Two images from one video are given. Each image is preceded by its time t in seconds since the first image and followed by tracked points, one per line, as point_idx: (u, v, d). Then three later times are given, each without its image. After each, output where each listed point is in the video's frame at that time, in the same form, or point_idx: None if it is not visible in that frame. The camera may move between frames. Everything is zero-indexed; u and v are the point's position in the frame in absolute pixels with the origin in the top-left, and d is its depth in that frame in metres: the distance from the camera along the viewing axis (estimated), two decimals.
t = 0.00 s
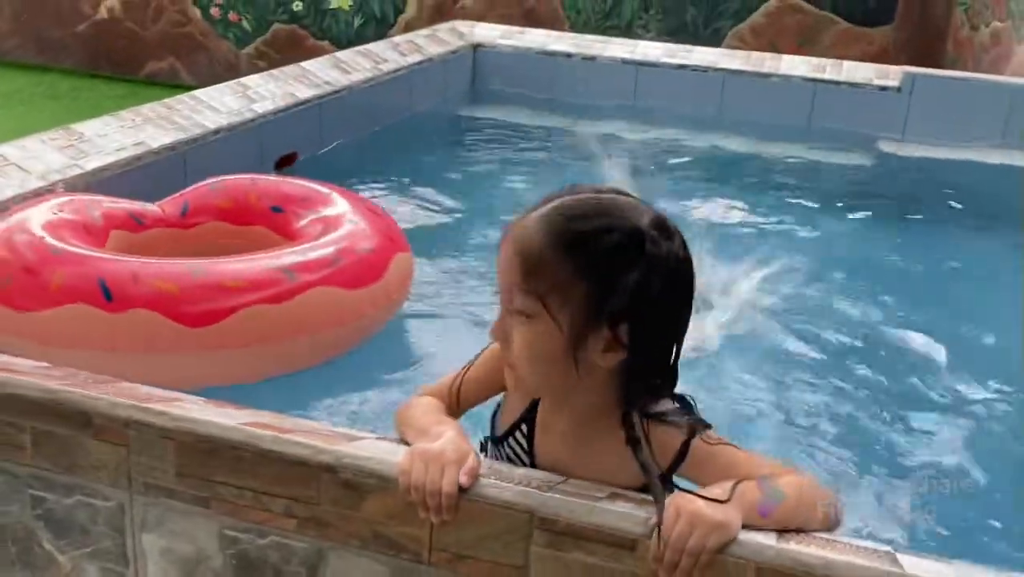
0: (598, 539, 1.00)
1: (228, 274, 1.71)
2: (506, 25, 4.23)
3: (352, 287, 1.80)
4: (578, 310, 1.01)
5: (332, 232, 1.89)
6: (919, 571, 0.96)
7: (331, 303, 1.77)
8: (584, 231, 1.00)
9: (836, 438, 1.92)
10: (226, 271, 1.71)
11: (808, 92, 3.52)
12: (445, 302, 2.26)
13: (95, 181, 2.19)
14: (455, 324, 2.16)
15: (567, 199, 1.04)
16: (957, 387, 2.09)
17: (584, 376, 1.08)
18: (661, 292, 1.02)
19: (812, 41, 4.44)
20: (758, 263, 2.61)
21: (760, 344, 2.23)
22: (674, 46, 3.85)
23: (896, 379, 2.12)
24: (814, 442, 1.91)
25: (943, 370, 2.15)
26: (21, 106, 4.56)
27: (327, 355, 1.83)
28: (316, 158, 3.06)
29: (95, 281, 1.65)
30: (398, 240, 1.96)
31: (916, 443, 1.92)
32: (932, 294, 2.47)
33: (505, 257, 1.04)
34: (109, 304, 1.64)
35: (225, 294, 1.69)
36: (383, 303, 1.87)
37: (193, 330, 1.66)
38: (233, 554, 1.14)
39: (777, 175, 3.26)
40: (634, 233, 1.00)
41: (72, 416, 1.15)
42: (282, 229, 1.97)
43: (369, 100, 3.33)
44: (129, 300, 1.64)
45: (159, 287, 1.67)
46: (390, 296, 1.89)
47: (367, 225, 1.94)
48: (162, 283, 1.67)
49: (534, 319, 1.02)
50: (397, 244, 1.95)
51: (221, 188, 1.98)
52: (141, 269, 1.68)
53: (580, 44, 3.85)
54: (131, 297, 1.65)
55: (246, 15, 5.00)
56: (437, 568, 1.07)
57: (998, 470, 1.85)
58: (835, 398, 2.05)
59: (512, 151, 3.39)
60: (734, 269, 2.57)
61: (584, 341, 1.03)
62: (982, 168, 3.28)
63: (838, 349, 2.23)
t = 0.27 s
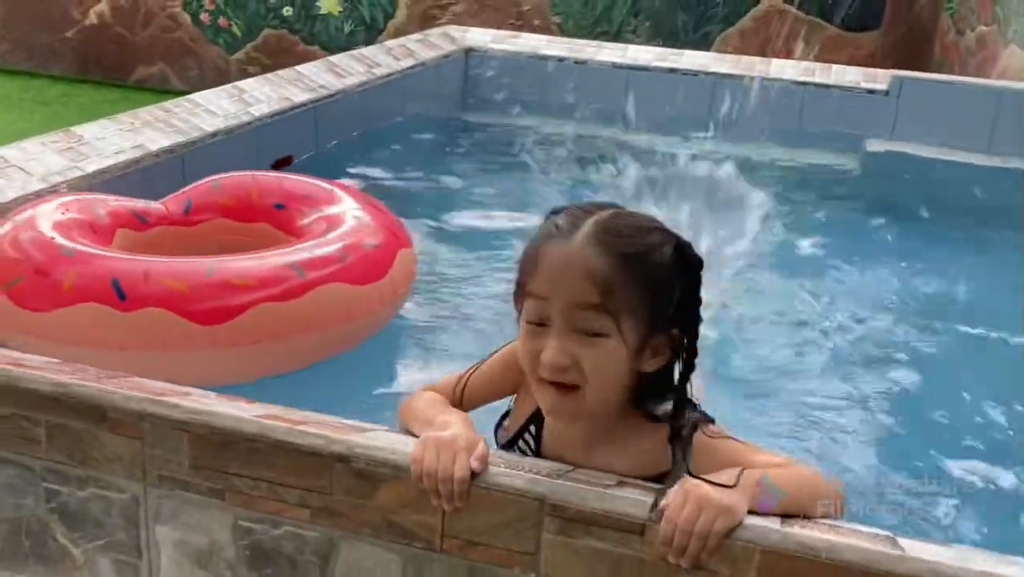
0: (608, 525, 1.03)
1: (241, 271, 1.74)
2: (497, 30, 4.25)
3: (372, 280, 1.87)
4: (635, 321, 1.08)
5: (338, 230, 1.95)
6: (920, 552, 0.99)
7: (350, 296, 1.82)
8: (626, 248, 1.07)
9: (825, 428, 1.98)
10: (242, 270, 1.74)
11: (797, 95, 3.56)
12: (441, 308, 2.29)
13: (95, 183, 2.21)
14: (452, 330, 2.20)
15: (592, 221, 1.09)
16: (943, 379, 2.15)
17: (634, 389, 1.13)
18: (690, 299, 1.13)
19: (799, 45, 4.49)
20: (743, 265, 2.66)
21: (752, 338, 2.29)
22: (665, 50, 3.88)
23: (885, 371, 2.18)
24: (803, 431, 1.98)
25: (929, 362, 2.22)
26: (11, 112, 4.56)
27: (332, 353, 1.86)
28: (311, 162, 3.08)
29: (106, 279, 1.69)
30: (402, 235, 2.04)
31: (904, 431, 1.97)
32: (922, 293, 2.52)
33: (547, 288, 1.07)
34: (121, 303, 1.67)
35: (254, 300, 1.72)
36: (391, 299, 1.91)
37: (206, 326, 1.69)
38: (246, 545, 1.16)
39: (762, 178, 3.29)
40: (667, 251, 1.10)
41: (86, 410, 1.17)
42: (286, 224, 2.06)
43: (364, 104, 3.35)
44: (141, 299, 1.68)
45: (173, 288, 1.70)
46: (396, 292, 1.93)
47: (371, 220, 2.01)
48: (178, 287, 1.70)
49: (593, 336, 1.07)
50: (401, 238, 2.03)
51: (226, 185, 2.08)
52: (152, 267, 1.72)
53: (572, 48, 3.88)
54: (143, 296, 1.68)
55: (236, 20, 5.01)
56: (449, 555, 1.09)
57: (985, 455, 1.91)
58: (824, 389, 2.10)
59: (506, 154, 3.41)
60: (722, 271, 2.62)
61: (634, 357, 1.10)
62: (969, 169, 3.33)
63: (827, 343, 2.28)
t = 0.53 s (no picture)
0: (610, 496, 1.07)
1: (255, 258, 1.83)
2: (502, 27, 4.30)
3: (384, 270, 1.94)
4: (652, 293, 1.14)
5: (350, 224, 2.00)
6: (909, 523, 1.03)
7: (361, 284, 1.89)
8: (643, 223, 1.13)
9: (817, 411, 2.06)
10: (258, 258, 1.83)
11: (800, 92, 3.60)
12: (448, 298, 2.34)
13: (110, 174, 2.26)
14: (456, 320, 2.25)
15: (607, 198, 1.15)
16: (932, 367, 2.21)
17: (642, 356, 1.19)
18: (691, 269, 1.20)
19: (802, 44, 4.53)
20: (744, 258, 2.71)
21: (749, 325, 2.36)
22: (668, 47, 3.92)
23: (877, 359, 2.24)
24: (791, 414, 2.05)
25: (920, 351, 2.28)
26: (21, 108, 4.62)
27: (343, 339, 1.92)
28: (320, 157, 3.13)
29: (127, 261, 1.77)
30: (411, 229, 2.09)
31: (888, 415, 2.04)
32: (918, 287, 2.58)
33: (571, 262, 1.11)
34: (141, 282, 1.75)
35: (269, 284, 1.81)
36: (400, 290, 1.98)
37: (223, 309, 1.77)
38: (262, 517, 1.20)
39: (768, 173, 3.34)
40: (677, 227, 1.17)
41: (108, 387, 1.22)
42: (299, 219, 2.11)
43: (371, 99, 3.40)
44: (158, 279, 1.76)
45: (190, 271, 1.78)
46: (406, 284, 2.00)
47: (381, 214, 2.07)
48: (194, 269, 1.78)
49: (614, 308, 1.12)
50: (410, 232, 2.09)
51: (241, 179, 2.12)
52: (170, 250, 1.80)
53: (576, 45, 3.92)
54: (160, 277, 1.76)
55: (243, 18, 5.06)
56: (457, 527, 1.14)
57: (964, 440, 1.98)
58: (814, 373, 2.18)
59: (511, 149, 3.46)
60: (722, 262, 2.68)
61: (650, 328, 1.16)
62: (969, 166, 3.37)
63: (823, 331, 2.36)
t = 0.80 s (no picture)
0: (605, 443, 1.13)
1: (283, 225, 1.90)
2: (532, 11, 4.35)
3: (409, 236, 2.03)
4: (654, 237, 1.24)
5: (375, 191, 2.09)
6: (891, 469, 1.07)
7: (384, 249, 1.99)
8: (644, 170, 1.24)
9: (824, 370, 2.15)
10: (289, 224, 1.90)
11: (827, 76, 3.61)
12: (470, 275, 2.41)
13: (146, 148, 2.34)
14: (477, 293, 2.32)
15: (610, 148, 1.25)
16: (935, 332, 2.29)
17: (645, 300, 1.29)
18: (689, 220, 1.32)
19: (832, 30, 4.54)
20: (752, 232, 2.76)
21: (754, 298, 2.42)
22: (696, 31, 3.95)
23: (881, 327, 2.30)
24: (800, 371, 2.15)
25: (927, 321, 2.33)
26: (63, 91, 4.74)
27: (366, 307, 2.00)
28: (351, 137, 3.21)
29: (158, 232, 1.85)
30: (433, 197, 2.19)
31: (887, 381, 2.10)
32: (933, 263, 2.61)
33: (578, 206, 1.21)
34: (170, 252, 1.83)
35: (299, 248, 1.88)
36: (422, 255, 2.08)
37: (252, 276, 1.84)
38: (281, 464, 1.28)
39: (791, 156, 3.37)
40: (674, 175, 1.28)
41: (139, 339, 1.30)
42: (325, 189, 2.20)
43: (401, 81, 3.47)
44: (187, 250, 1.83)
45: (219, 239, 1.85)
46: (426, 249, 2.09)
47: (404, 182, 2.17)
48: (223, 238, 1.85)
49: (619, 249, 1.22)
50: (433, 202, 2.18)
51: (271, 150, 2.23)
52: (199, 220, 1.88)
53: (605, 29, 3.95)
54: (189, 246, 1.84)
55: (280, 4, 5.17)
56: (462, 473, 1.20)
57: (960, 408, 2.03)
58: (815, 341, 2.25)
59: (538, 131, 3.52)
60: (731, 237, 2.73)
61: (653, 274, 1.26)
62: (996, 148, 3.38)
63: (830, 300, 2.41)
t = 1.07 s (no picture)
0: (621, 366, 1.19)
1: (329, 161, 2.05)
2: None
3: (446, 175, 2.17)
4: (668, 169, 1.34)
5: (414, 133, 2.21)
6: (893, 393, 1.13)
7: (424, 186, 2.13)
8: (653, 105, 1.32)
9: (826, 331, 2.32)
10: (332, 162, 2.04)
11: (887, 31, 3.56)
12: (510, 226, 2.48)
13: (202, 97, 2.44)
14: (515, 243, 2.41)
15: (617, 87, 1.33)
16: (932, 299, 2.45)
17: (663, 228, 1.40)
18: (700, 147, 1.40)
19: None
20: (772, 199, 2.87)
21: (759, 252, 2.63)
22: None
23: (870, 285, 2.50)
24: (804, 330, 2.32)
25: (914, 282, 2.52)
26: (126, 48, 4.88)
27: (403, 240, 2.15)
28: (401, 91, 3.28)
29: (209, 165, 1.99)
30: (469, 137, 2.31)
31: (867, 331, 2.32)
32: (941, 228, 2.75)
33: (593, 146, 1.30)
34: (221, 185, 1.98)
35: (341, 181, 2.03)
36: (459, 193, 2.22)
37: (297, 209, 2.00)
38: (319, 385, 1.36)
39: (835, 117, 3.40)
40: (681, 106, 1.36)
41: (188, 267, 1.38)
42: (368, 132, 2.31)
43: (452, 36, 3.52)
44: (237, 182, 1.99)
45: (268, 174, 2.00)
46: (464, 188, 2.23)
47: (440, 122, 2.28)
48: (272, 172, 2.00)
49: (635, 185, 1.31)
50: (470, 143, 2.30)
51: (315, 97, 2.33)
52: (250, 157, 2.02)
53: None
54: (239, 180, 1.99)
55: None
56: (488, 395, 1.27)
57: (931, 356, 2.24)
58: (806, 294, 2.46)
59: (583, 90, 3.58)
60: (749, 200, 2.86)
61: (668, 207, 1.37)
62: None
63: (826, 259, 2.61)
